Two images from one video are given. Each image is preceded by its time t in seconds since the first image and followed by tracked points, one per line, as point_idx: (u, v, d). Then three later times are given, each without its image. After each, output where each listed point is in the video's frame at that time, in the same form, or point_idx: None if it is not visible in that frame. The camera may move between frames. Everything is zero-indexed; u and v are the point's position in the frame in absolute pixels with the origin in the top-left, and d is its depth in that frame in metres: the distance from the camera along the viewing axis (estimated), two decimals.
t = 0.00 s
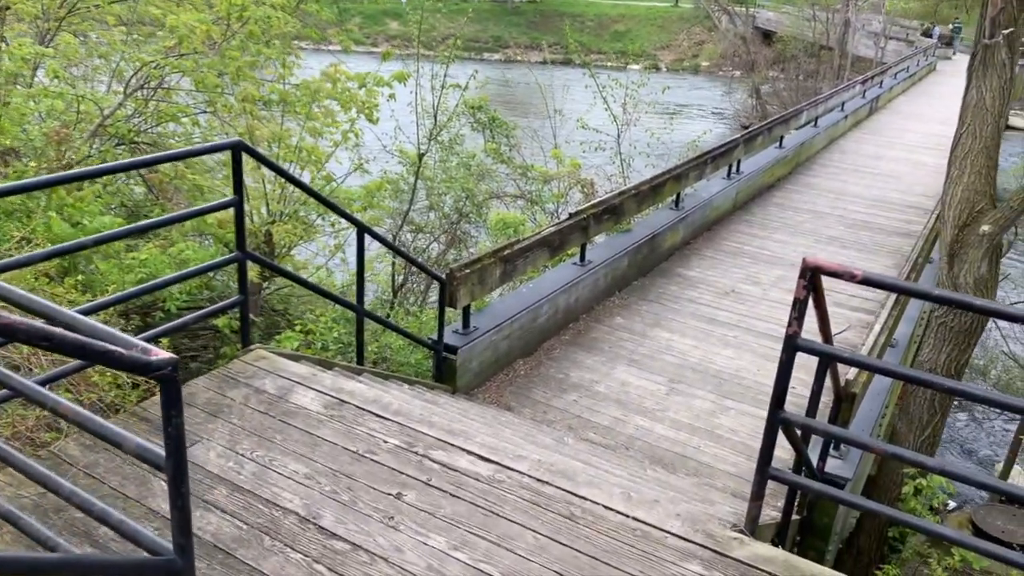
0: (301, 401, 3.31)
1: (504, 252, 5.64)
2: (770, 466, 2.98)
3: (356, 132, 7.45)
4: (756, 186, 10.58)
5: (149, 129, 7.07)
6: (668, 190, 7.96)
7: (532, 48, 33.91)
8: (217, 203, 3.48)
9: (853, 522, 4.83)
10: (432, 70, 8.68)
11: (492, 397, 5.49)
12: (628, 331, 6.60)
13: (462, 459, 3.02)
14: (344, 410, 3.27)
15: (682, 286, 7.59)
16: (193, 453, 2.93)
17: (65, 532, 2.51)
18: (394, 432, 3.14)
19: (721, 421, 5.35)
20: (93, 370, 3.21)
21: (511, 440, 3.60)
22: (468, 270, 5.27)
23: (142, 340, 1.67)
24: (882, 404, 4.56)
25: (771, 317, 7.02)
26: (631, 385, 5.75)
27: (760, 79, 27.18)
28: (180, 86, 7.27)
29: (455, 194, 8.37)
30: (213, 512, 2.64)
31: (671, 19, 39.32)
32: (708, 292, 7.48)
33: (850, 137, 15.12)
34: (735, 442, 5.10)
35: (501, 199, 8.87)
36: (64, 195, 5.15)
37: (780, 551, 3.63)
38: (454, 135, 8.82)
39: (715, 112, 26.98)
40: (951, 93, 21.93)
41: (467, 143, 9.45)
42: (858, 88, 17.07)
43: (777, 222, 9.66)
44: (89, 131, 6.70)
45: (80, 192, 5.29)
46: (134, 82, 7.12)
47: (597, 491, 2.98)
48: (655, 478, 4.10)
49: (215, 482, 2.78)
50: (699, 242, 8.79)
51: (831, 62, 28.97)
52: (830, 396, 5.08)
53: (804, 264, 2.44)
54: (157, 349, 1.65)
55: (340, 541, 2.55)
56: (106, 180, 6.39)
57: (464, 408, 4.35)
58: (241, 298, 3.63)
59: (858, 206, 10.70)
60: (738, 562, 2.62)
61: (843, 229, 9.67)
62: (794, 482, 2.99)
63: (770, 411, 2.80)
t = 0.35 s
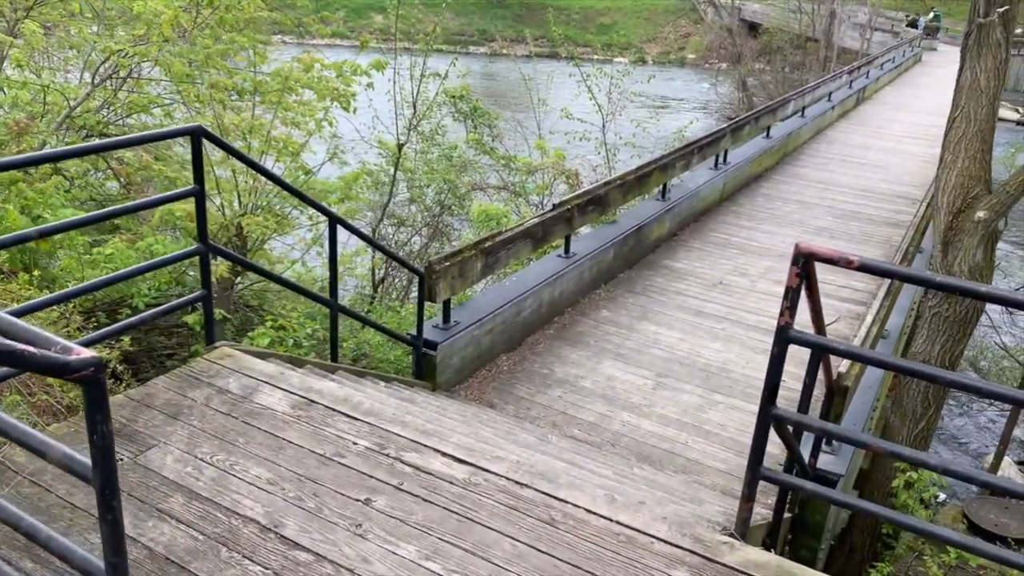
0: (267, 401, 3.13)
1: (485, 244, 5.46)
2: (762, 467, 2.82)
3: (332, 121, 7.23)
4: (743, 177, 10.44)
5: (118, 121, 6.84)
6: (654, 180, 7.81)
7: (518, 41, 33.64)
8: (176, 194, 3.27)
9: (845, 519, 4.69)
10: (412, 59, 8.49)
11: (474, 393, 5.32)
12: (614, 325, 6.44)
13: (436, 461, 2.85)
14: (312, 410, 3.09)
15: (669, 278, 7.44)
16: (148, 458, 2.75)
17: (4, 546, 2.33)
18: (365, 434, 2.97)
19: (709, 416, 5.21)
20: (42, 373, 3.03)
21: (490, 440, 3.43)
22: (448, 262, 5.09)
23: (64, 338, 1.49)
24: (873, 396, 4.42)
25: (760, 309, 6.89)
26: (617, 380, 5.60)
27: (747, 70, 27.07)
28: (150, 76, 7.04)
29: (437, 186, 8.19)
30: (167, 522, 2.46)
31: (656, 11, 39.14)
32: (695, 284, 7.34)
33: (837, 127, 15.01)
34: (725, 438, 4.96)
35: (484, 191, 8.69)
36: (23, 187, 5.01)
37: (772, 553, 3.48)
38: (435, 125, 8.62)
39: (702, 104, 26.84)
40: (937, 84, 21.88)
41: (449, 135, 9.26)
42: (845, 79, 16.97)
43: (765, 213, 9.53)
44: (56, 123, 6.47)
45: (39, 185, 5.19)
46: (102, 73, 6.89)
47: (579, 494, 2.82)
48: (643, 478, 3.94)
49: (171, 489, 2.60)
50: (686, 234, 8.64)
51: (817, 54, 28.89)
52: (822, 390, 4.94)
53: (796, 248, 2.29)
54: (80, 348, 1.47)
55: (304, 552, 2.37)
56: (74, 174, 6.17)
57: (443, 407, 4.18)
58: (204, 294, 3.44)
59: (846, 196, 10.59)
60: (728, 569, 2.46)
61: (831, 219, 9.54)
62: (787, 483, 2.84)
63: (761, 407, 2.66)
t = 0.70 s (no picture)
0: (240, 405, 2.94)
1: (475, 239, 5.28)
2: (767, 475, 2.64)
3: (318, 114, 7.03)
4: (739, 171, 10.28)
5: (97, 114, 6.63)
6: (649, 175, 7.64)
7: (511, 38, 33.43)
8: (142, 184, 3.08)
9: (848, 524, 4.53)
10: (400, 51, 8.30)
11: (464, 394, 5.14)
12: (608, 322, 6.27)
13: (419, 468, 2.67)
14: (288, 414, 2.91)
15: (664, 274, 7.27)
16: (109, 467, 2.56)
17: None
18: (343, 440, 2.79)
19: (707, 416, 5.04)
20: None
21: (479, 444, 3.26)
22: (436, 258, 4.91)
23: None
24: (877, 395, 4.25)
25: (758, 306, 6.72)
26: (611, 379, 5.42)
27: (741, 67, 26.94)
28: (131, 68, 6.82)
29: (427, 181, 8.01)
30: (126, 537, 2.27)
31: (650, 8, 38.92)
32: (692, 281, 7.17)
33: (834, 123, 14.87)
34: (723, 440, 4.79)
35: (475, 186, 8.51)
36: None
37: (776, 562, 3.32)
38: (425, 119, 8.44)
39: (697, 101, 26.65)
40: (933, 79, 21.77)
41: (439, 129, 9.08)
42: (842, 74, 16.82)
43: (762, 209, 9.36)
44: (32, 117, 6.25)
45: (8, 178, 5.00)
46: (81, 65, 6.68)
47: (572, 504, 2.63)
48: (639, 482, 3.77)
49: (132, 500, 2.42)
50: (681, 229, 8.47)
51: (812, 50, 28.75)
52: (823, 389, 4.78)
53: (804, 237, 2.12)
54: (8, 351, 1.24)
55: (272, 570, 2.19)
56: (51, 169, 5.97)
57: (430, 409, 4.00)
58: (174, 291, 3.25)
59: (844, 191, 10.43)
60: None
61: (829, 215, 9.39)
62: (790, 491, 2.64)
63: (766, 409, 2.48)
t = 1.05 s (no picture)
0: (215, 407, 2.77)
1: (468, 233, 5.12)
2: (778, 481, 2.47)
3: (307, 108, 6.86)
4: (738, 167, 10.13)
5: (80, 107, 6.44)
6: (647, 169, 7.48)
7: (506, 36, 33.25)
8: (111, 174, 2.91)
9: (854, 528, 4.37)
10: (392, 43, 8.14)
11: (457, 394, 4.96)
12: (605, 320, 6.10)
13: (405, 475, 2.51)
14: (266, 417, 2.74)
15: (662, 271, 7.11)
16: (72, 474, 2.39)
17: None
18: (324, 444, 2.62)
19: (707, 416, 4.88)
20: None
21: (469, 448, 3.09)
22: (427, 254, 4.74)
23: None
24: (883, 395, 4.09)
25: (758, 303, 6.57)
26: (609, 378, 5.26)
27: (738, 64, 26.80)
28: (115, 60, 6.64)
29: (420, 177, 7.85)
30: (86, 550, 2.10)
31: (646, 6, 38.76)
32: (690, 278, 7.02)
33: (832, 118, 14.73)
34: (725, 441, 4.63)
35: (468, 181, 8.36)
36: None
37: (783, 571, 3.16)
38: (417, 113, 8.27)
39: (694, 98, 26.50)
40: (930, 75, 21.65)
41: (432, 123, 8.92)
42: (840, 69, 16.67)
43: (761, 205, 9.21)
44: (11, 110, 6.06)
45: None
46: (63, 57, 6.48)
47: (567, 511, 2.47)
48: (638, 486, 3.61)
49: (95, 510, 2.25)
50: (679, 225, 8.32)
51: (809, 47, 28.62)
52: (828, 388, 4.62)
53: (819, 223, 1.96)
54: None
55: None
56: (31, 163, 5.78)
57: (420, 410, 3.84)
58: (148, 287, 3.07)
59: (845, 187, 10.29)
60: None
61: (829, 210, 9.24)
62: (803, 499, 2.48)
63: (776, 411, 2.32)
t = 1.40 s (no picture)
0: (184, 412, 2.60)
1: (458, 230, 4.94)
2: (788, 493, 2.29)
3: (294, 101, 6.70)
4: (736, 163, 9.96)
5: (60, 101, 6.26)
6: (644, 164, 7.31)
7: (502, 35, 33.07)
8: (74, 162, 2.71)
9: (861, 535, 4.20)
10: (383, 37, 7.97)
11: (448, 396, 4.79)
12: (602, 319, 5.93)
13: (384, 485, 2.33)
14: (237, 423, 2.57)
15: (660, 269, 6.94)
16: (23, 485, 2.21)
17: None
18: (298, 452, 2.45)
19: (707, 419, 4.72)
20: None
21: (457, 455, 2.92)
22: (415, 251, 4.56)
23: None
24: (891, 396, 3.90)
25: (758, 302, 6.40)
26: (605, 380, 5.09)
27: (735, 62, 26.68)
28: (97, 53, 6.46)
29: (412, 173, 7.69)
30: (32, 570, 1.93)
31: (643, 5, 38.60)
32: (689, 276, 6.85)
33: (831, 116, 14.57)
34: (725, 445, 4.47)
35: (461, 178, 8.20)
36: None
37: None
38: (409, 108, 8.11)
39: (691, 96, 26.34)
40: (928, 73, 21.53)
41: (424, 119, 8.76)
42: (839, 66, 16.51)
43: (760, 202, 9.06)
44: None
45: None
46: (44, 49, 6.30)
47: (558, 524, 2.30)
48: (635, 493, 3.45)
49: (46, 525, 2.08)
50: (677, 223, 8.15)
51: (807, 46, 28.48)
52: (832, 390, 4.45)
53: (832, 211, 1.79)
54: None
55: None
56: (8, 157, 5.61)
57: (407, 413, 3.67)
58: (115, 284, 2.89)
59: (845, 184, 10.13)
60: None
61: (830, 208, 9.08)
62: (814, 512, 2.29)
63: (785, 416, 2.15)
